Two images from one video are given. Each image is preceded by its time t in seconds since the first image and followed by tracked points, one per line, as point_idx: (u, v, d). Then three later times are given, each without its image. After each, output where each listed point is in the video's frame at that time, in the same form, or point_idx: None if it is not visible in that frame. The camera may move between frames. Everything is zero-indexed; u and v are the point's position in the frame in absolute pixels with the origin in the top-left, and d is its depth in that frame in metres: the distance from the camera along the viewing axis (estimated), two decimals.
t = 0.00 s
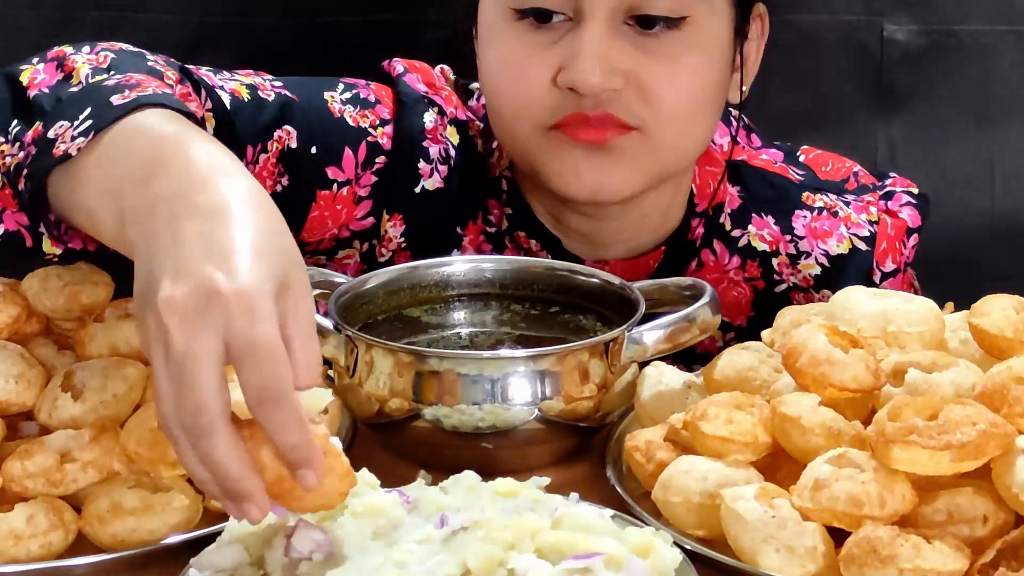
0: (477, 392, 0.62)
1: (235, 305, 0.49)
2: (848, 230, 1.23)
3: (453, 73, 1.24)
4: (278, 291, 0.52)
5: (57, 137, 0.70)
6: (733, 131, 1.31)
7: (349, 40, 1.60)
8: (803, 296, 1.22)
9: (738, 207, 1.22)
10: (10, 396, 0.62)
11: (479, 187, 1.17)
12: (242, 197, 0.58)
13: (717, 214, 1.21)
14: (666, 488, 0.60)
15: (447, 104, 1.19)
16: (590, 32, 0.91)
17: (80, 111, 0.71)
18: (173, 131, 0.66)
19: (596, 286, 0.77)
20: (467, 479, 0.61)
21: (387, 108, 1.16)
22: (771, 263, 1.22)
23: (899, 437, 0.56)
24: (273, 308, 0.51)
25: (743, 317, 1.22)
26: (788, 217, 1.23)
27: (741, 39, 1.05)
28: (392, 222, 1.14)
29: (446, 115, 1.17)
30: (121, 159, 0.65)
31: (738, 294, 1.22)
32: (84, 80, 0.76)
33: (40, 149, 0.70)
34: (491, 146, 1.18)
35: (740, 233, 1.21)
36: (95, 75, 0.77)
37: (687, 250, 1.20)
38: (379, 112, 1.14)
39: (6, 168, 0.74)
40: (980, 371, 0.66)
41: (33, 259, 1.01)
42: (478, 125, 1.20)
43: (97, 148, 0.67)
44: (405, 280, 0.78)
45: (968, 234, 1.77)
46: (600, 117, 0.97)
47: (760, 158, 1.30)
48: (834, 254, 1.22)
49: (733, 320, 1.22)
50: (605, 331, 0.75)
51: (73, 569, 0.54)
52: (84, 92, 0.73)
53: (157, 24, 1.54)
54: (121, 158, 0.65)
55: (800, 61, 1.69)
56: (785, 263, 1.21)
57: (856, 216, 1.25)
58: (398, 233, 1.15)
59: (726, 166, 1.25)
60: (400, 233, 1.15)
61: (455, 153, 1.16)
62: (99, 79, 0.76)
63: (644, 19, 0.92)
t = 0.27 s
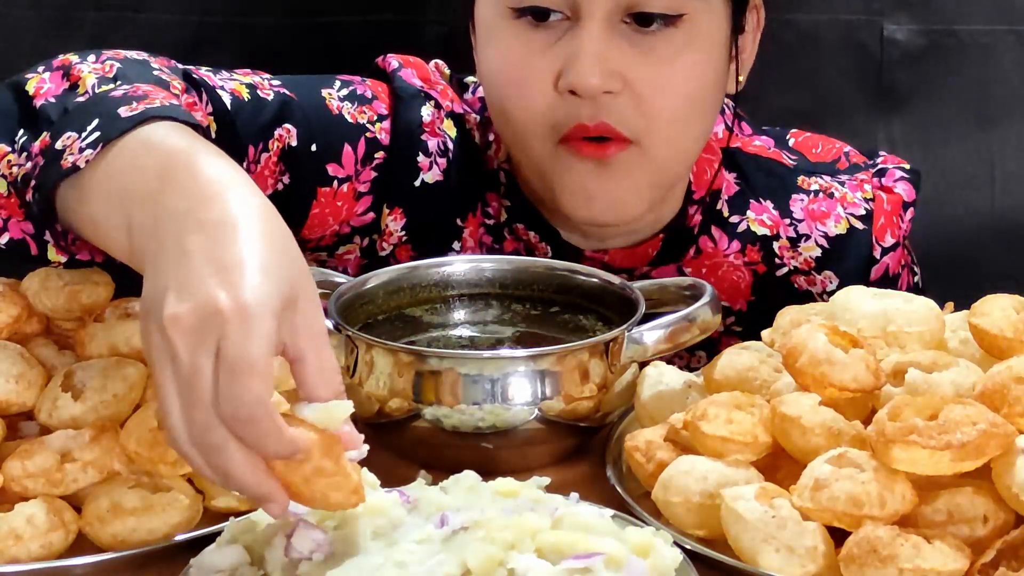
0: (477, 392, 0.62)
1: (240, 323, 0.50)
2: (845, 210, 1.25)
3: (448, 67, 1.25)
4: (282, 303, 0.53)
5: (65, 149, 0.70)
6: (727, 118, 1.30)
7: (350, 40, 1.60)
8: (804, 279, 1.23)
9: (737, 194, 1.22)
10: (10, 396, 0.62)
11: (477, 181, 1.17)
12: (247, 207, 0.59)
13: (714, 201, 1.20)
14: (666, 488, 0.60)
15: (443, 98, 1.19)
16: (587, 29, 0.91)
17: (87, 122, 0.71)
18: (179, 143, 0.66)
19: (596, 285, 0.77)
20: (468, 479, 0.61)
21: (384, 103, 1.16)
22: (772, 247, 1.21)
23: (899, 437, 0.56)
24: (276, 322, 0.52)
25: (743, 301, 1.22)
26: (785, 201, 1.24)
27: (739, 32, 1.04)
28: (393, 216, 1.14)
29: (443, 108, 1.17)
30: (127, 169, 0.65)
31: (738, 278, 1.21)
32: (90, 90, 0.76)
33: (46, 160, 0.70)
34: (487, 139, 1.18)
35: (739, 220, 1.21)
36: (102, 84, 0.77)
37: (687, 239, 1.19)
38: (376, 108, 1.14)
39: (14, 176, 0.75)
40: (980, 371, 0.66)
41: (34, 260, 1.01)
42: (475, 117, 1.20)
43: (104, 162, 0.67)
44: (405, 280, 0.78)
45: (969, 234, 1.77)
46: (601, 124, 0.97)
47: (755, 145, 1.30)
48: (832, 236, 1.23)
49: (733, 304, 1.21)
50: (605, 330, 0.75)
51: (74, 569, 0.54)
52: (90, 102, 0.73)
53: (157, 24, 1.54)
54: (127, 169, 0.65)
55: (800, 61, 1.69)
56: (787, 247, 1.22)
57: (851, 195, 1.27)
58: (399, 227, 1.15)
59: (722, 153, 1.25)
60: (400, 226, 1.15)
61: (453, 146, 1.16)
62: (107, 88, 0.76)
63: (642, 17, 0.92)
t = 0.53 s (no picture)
0: (477, 392, 0.62)
1: (239, 319, 0.50)
2: (840, 194, 1.26)
3: (443, 62, 1.24)
4: (281, 302, 0.54)
5: (67, 147, 0.70)
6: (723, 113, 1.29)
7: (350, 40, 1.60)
8: (802, 265, 1.23)
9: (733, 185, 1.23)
10: (10, 396, 0.62)
11: (477, 172, 1.15)
12: (248, 208, 0.59)
13: (710, 190, 1.20)
14: (666, 488, 0.60)
15: (439, 91, 1.17)
16: (604, 61, 0.89)
17: (89, 121, 0.71)
18: (180, 143, 0.66)
19: (596, 285, 0.77)
20: (468, 479, 0.61)
21: (381, 97, 1.15)
22: (770, 233, 1.22)
23: (899, 437, 0.56)
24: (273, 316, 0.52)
25: (741, 288, 1.22)
26: (780, 189, 1.25)
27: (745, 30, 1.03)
28: (391, 208, 1.13)
29: (438, 102, 1.16)
30: (128, 168, 0.65)
31: (736, 265, 1.21)
32: (91, 88, 0.76)
33: (48, 159, 0.70)
34: (483, 131, 1.15)
35: (736, 207, 1.22)
36: (104, 83, 0.77)
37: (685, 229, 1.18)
38: (372, 101, 1.14)
39: (18, 174, 0.75)
40: (980, 371, 0.66)
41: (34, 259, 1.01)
42: (471, 109, 1.18)
43: (105, 161, 0.67)
44: (404, 280, 0.78)
45: (968, 235, 1.77)
46: (609, 135, 0.98)
47: (749, 134, 1.31)
48: (828, 220, 1.25)
49: (733, 291, 1.22)
50: (605, 330, 0.75)
51: (73, 569, 0.54)
52: (93, 100, 0.73)
53: (157, 24, 1.54)
54: (128, 168, 0.65)
55: (800, 60, 1.69)
56: (784, 233, 1.23)
57: (846, 178, 1.28)
58: (397, 220, 1.13)
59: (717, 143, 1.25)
60: (399, 219, 1.14)
61: (450, 138, 1.15)
62: (109, 87, 0.76)
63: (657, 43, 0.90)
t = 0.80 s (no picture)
0: (477, 392, 0.62)
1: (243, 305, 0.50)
2: (828, 173, 1.27)
3: (433, 55, 1.24)
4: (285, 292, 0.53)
5: (72, 145, 0.70)
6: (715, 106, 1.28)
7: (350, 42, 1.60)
8: (793, 245, 1.25)
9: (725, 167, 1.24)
10: (10, 396, 0.62)
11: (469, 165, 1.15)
12: (253, 203, 0.59)
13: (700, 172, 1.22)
14: (666, 488, 0.60)
15: (428, 82, 1.17)
16: (658, 117, 0.87)
17: (94, 119, 0.71)
18: (185, 142, 0.66)
19: (596, 286, 0.77)
20: (468, 479, 0.61)
21: (371, 87, 1.15)
22: (760, 215, 1.24)
23: (899, 437, 0.56)
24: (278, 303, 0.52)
25: (736, 271, 1.24)
26: (770, 169, 1.27)
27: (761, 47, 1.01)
28: (385, 197, 1.13)
29: (427, 91, 1.16)
30: (133, 167, 0.65)
31: (730, 248, 1.23)
32: (95, 86, 0.76)
33: (54, 156, 0.71)
34: (477, 122, 1.16)
35: (728, 189, 1.23)
36: (108, 80, 0.77)
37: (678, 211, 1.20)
38: (363, 91, 1.13)
39: (20, 171, 0.76)
40: (980, 371, 0.66)
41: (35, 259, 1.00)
42: (460, 99, 1.18)
43: (109, 160, 0.67)
44: (405, 280, 0.78)
45: (969, 235, 1.77)
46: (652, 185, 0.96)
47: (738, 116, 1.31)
48: (818, 200, 1.26)
49: (727, 273, 1.24)
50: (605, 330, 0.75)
51: (73, 569, 0.54)
52: (97, 98, 0.73)
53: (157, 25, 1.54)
54: (134, 167, 0.65)
55: (801, 59, 1.69)
56: (774, 214, 1.25)
57: (833, 159, 1.29)
58: (391, 208, 1.13)
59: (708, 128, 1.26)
60: (392, 207, 1.14)
61: (440, 126, 1.14)
62: (113, 85, 0.76)
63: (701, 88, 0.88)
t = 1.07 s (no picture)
0: (478, 392, 0.62)
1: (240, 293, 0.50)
2: (819, 159, 1.28)
3: (427, 50, 1.23)
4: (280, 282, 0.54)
5: (66, 143, 0.70)
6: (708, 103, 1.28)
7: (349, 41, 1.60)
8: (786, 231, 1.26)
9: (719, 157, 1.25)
10: (9, 396, 0.62)
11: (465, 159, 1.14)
12: (246, 195, 0.59)
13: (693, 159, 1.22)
14: (666, 488, 0.60)
15: (421, 74, 1.17)
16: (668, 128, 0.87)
17: (87, 116, 0.71)
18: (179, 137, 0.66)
19: (596, 286, 0.77)
20: (467, 479, 0.61)
21: (364, 82, 1.14)
22: (753, 201, 1.25)
23: (898, 437, 0.56)
24: (271, 290, 0.52)
25: (732, 257, 1.25)
26: (762, 156, 1.27)
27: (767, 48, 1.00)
28: (380, 188, 1.13)
29: (419, 84, 1.16)
30: (128, 162, 0.65)
31: (723, 233, 1.23)
32: (88, 85, 0.76)
33: (48, 155, 0.70)
34: (472, 116, 1.16)
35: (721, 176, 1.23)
36: (101, 79, 0.77)
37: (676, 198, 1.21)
38: (356, 87, 1.13)
39: (17, 172, 0.76)
40: (980, 371, 0.66)
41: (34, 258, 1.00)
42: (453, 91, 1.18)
43: (104, 156, 0.67)
44: (404, 280, 0.78)
45: (968, 236, 1.77)
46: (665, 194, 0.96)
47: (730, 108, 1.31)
48: (810, 184, 1.26)
49: (722, 260, 1.24)
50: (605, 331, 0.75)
51: (74, 569, 0.54)
52: (90, 96, 0.73)
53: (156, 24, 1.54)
54: (128, 161, 0.65)
55: (801, 61, 1.68)
56: (767, 201, 1.25)
57: (823, 145, 1.29)
58: (387, 199, 1.13)
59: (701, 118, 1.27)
60: (388, 199, 1.13)
61: (434, 118, 1.14)
62: (105, 83, 0.76)
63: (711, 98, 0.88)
